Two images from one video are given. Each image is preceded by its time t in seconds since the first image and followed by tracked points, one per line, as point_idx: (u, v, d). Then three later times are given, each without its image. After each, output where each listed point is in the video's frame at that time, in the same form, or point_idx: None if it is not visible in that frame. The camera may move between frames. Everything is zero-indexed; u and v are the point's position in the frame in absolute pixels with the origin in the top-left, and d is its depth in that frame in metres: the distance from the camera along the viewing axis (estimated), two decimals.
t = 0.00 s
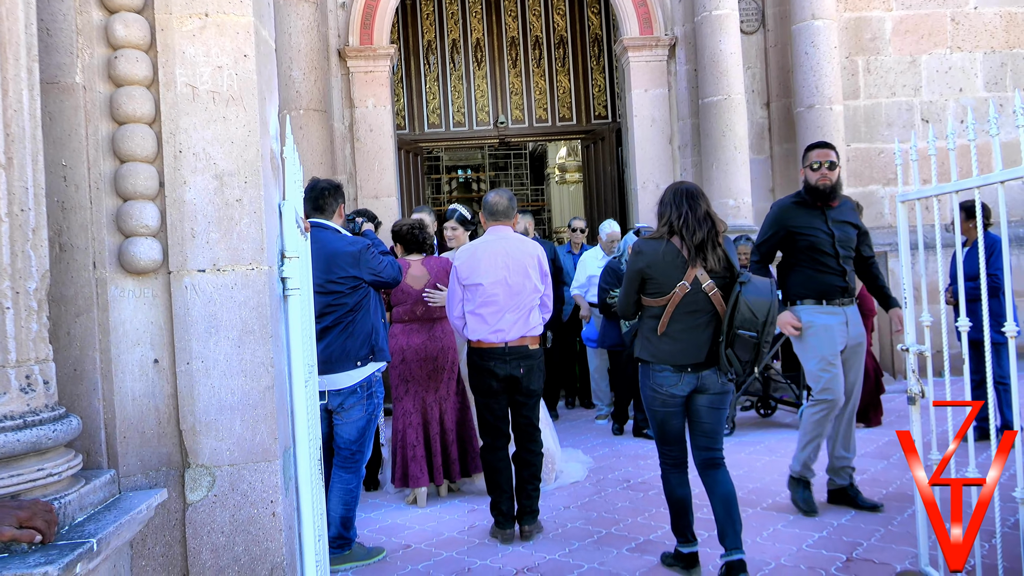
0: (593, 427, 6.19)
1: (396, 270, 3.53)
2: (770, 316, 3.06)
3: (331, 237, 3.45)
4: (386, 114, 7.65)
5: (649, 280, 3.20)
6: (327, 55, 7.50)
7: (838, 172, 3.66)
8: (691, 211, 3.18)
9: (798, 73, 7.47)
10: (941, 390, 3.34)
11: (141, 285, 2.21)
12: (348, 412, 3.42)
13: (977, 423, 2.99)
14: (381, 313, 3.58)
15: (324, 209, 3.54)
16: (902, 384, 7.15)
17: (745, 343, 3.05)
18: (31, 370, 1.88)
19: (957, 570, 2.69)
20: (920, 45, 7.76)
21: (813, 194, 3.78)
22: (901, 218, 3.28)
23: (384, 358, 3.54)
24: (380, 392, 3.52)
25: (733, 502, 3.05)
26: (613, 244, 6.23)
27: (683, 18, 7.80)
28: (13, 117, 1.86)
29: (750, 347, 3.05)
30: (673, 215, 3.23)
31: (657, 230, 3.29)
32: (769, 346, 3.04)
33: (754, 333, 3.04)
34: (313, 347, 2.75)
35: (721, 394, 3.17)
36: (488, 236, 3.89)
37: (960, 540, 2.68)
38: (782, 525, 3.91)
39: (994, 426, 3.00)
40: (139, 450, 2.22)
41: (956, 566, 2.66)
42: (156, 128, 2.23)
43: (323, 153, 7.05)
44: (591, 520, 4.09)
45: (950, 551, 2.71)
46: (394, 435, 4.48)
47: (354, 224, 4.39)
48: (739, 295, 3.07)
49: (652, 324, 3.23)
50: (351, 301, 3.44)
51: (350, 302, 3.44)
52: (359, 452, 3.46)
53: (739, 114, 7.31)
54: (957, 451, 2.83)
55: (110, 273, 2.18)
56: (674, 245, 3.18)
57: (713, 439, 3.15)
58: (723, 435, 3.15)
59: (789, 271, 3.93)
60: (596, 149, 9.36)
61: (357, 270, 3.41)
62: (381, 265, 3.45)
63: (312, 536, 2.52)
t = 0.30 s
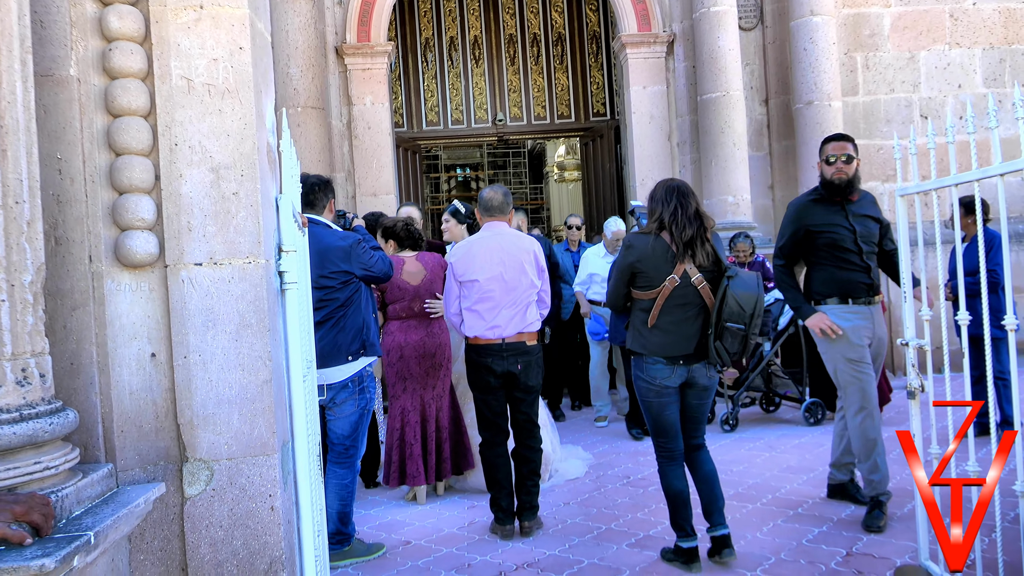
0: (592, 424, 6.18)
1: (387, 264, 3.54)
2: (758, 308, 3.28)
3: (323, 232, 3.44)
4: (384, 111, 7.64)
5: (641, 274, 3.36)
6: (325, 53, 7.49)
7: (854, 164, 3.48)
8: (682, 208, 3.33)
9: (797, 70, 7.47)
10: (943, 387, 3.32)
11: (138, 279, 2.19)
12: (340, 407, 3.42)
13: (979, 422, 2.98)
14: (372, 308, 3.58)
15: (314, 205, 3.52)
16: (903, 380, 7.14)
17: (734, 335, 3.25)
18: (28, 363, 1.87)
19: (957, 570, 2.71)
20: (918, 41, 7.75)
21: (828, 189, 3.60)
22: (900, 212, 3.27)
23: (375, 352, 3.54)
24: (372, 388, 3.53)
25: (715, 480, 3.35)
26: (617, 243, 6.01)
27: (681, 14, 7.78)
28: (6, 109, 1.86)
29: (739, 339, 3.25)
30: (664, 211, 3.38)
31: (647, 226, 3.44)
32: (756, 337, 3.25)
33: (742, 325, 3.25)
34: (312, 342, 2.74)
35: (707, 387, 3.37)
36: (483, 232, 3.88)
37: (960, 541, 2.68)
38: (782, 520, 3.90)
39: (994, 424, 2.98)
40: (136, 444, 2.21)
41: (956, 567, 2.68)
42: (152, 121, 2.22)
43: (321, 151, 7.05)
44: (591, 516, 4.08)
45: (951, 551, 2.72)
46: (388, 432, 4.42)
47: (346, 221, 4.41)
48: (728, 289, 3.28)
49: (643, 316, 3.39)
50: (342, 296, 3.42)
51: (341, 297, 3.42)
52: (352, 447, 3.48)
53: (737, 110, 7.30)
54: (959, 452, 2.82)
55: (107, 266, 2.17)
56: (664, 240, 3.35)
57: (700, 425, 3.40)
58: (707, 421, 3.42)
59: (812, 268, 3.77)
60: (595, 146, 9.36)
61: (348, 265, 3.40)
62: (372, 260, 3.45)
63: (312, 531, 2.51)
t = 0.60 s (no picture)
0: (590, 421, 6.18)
1: (377, 258, 3.52)
2: (749, 304, 3.32)
3: (312, 225, 3.45)
4: (382, 108, 7.62)
5: (636, 269, 3.39)
6: (323, 49, 7.47)
7: (848, 153, 3.47)
8: (678, 205, 3.36)
9: (796, 66, 7.46)
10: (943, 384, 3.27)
11: (134, 271, 2.19)
12: (331, 402, 3.39)
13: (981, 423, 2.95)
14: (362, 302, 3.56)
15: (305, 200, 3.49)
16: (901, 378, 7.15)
17: (726, 330, 3.29)
18: (23, 353, 1.86)
19: (958, 570, 2.69)
20: (917, 38, 7.75)
21: (828, 182, 3.58)
22: (899, 206, 3.23)
23: (364, 347, 3.52)
24: (362, 381, 3.51)
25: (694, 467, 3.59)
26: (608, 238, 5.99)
27: (680, 11, 7.77)
28: (2, 97, 1.85)
29: (731, 334, 3.29)
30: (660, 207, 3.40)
31: (642, 222, 3.46)
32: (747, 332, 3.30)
33: (734, 321, 3.29)
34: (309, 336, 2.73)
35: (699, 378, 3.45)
36: (478, 227, 3.87)
37: (960, 541, 2.67)
38: (779, 515, 3.90)
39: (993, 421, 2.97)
40: (133, 437, 2.21)
41: (957, 567, 2.66)
42: (148, 112, 2.21)
43: (319, 147, 7.04)
44: (588, 512, 4.08)
45: (951, 551, 2.71)
46: (393, 429, 4.31)
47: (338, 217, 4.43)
48: (721, 285, 3.32)
49: (637, 311, 3.42)
50: (332, 290, 3.42)
51: (330, 291, 3.42)
52: (345, 442, 3.46)
53: (736, 107, 7.30)
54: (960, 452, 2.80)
55: (102, 258, 2.16)
56: (659, 236, 3.38)
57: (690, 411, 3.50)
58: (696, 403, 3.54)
59: (823, 265, 3.72)
60: (594, 144, 9.36)
61: (338, 258, 3.39)
62: (362, 254, 3.43)
63: (309, 524, 2.50)
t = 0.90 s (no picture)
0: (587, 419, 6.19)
1: (368, 256, 3.51)
2: (745, 299, 3.46)
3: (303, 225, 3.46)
4: (380, 106, 7.61)
5: (635, 267, 3.42)
6: (320, 47, 7.46)
7: (853, 146, 3.41)
8: (677, 204, 3.41)
9: (793, 64, 7.47)
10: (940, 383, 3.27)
11: (130, 263, 2.18)
12: (323, 398, 3.38)
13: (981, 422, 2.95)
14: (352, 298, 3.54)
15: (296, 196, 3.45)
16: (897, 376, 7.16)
17: (723, 324, 3.43)
18: (18, 344, 1.85)
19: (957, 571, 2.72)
20: (915, 37, 7.76)
21: (835, 175, 3.53)
22: (897, 200, 3.22)
23: (355, 343, 3.50)
24: (354, 377, 3.50)
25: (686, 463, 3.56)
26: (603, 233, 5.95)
27: (677, 9, 7.78)
28: None
29: (726, 327, 3.43)
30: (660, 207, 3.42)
31: (641, 220, 3.48)
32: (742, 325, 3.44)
33: (731, 315, 3.42)
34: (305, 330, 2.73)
35: (692, 366, 3.50)
36: (474, 224, 3.87)
37: (959, 541, 2.68)
38: (776, 512, 3.90)
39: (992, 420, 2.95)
40: (129, 430, 2.20)
41: (957, 568, 2.69)
42: (144, 103, 2.20)
43: (316, 144, 7.05)
44: (585, 509, 4.08)
45: (951, 552, 2.71)
46: (402, 426, 4.25)
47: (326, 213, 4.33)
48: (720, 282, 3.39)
49: (635, 307, 3.43)
50: (323, 286, 3.41)
51: (321, 288, 3.41)
52: (339, 437, 3.47)
53: (733, 105, 7.31)
54: (960, 451, 2.81)
55: (98, 250, 2.16)
56: (659, 235, 3.41)
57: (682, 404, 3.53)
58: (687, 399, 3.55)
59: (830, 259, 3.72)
60: (591, 142, 9.37)
61: (328, 255, 3.39)
62: (353, 251, 3.42)
63: (305, 519, 2.49)
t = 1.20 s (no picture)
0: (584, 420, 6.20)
1: (360, 257, 3.50)
2: (741, 294, 3.51)
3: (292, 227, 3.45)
4: (377, 107, 7.62)
5: (635, 266, 3.48)
6: (317, 48, 7.46)
7: (873, 142, 3.42)
8: (673, 204, 3.50)
9: (790, 65, 7.50)
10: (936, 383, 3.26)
11: (128, 262, 2.19)
12: (318, 399, 3.40)
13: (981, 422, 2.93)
14: (345, 299, 3.52)
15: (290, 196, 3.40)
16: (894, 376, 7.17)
17: (720, 319, 3.46)
18: (16, 342, 1.86)
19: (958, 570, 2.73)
20: (910, 37, 7.80)
21: (857, 171, 3.55)
22: (893, 200, 3.23)
23: (347, 343, 3.50)
24: (347, 377, 3.52)
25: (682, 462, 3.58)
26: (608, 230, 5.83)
27: (674, 10, 7.80)
28: None
29: (723, 322, 3.47)
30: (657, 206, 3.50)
31: (638, 220, 3.55)
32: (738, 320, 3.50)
33: (727, 309, 3.47)
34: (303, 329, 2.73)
35: (687, 363, 3.60)
36: (472, 224, 3.88)
37: (960, 541, 2.72)
38: (773, 512, 3.92)
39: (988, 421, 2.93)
40: (126, 428, 2.21)
41: (956, 567, 2.70)
42: (142, 102, 2.21)
43: (313, 145, 7.05)
44: (583, 508, 4.10)
45: (951, 551, 2.74)
46: (401, 426, 4.23)
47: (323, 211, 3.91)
48: (718, 279, 3.42)
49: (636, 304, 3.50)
50: (314, 287, 3.40)
51: (311, 289, 3.40)
52: (335, 437, 3.47)
53: (730, 106, 7.34)
54: (958, 450, 2.82)
55: (96, 248, 2.16)
56: (658, 234, 3.48)
57: (675, 402, 3.61)
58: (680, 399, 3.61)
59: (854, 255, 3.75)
60: (587, 143, 9.39)
61: (320, 256, 3.39)
62: (344, 252, 3.41)
63: (303, 519, 2.50)
